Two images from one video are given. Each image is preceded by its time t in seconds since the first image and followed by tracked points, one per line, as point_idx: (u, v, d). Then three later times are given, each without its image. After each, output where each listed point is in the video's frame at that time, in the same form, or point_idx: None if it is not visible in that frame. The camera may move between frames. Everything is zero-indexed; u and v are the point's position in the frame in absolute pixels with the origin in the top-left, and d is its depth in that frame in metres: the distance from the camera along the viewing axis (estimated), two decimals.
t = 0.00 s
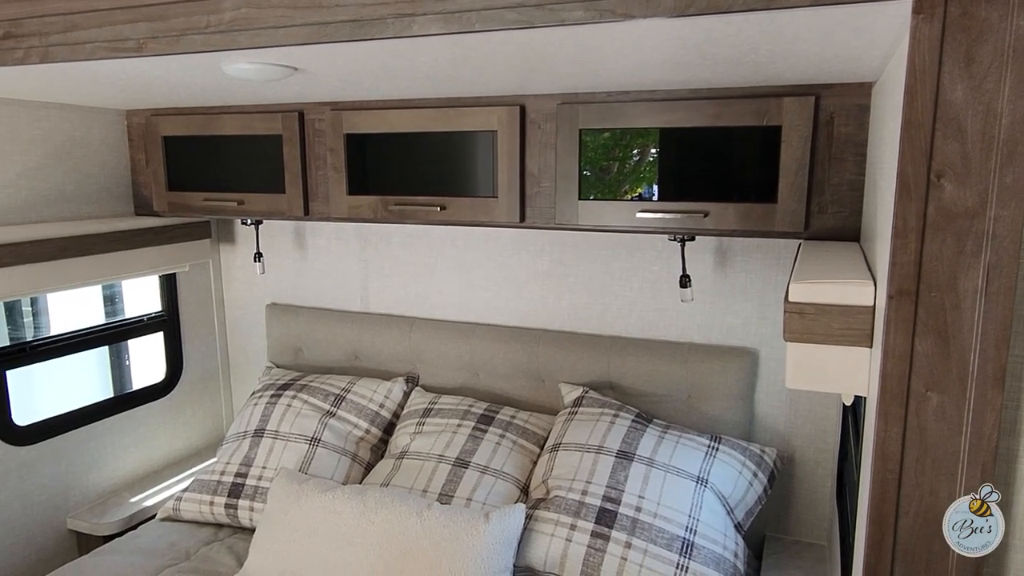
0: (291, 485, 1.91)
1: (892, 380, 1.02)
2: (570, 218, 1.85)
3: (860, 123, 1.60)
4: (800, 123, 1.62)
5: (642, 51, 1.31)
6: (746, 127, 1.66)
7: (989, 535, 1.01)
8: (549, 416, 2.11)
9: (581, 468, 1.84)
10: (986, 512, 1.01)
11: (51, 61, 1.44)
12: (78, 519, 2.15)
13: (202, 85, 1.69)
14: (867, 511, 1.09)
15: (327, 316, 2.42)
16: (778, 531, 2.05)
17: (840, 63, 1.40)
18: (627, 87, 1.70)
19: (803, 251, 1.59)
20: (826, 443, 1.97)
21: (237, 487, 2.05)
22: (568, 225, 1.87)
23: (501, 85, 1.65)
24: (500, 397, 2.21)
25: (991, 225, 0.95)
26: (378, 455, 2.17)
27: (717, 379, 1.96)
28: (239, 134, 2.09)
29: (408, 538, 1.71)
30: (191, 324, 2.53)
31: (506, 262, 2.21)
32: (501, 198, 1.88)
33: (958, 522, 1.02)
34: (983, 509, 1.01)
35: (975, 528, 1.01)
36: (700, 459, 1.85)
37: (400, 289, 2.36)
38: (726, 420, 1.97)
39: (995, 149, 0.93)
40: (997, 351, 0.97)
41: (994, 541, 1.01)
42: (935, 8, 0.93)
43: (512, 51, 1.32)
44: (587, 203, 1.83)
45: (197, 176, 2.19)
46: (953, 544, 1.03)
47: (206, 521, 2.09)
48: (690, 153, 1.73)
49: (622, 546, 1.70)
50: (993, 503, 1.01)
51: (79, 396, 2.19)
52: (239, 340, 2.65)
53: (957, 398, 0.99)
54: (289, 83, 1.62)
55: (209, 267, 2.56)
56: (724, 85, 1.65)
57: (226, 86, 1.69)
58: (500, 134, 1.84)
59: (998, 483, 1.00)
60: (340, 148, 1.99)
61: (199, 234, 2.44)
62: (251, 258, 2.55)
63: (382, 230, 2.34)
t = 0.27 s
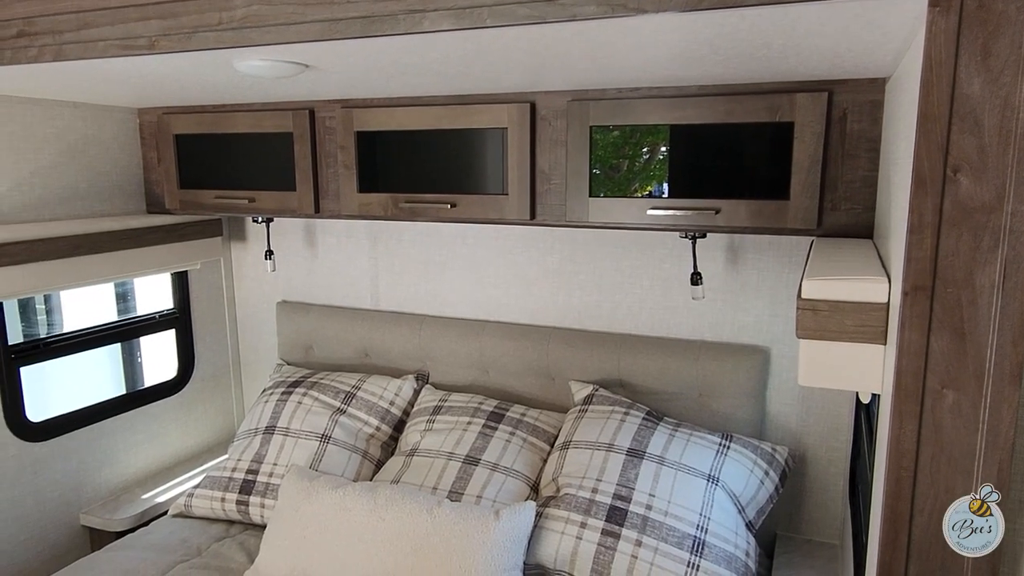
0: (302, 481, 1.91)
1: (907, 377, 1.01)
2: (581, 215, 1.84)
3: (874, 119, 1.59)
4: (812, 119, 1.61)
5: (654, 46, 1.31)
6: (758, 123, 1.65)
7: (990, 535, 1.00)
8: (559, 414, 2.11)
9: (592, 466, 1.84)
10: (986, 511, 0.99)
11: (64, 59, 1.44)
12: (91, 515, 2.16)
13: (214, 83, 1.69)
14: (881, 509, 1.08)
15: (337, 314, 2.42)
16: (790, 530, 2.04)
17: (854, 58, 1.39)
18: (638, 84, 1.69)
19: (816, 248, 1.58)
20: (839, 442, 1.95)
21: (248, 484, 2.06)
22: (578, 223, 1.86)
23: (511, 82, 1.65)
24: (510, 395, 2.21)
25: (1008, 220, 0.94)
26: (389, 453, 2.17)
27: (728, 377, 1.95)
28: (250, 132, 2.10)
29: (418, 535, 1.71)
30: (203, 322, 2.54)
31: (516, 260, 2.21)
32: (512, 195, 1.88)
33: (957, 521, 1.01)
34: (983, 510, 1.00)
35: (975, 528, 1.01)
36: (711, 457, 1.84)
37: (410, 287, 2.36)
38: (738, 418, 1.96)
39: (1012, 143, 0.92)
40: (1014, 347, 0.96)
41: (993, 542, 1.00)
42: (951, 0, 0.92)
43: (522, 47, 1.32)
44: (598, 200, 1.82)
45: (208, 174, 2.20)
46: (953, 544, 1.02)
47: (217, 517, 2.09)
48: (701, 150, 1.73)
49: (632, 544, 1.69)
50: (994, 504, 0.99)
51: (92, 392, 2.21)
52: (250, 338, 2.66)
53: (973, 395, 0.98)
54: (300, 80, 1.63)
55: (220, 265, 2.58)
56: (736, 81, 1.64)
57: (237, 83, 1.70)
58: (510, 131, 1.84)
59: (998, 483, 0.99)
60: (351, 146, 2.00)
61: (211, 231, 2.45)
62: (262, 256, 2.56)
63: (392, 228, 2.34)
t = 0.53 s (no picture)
0: (314, 478, 1.92)
1: (923, 374, 0.99)
2: (592, 212, 1.84)
3: (888, 114, 1.57)
4: (826, 114, 1.59)
5: (666, 41, 1.30)
6: (771, 119, 1.64)
7: (989, 535, 0.99)
8: (570, 412, 2.10)
9: (603, 463, 1.83)
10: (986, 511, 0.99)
11: (78, 57, 1.45)
12: (104, 510, 2.18)
13: (226, 80, 1.70)
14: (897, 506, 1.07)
15: (348, 311, 2.42)
16: (802, 529, 2.02)
17: (869, 53, 1.38)
18: (650, 79, 1.69)
19: (830, 244, 1.57)
20: (852, 440, 1.94)
21: (260, 480, 2.07)
22: (590, 220, 1.86)
23: (523, 78, 1.65)
24: (521, 392, 2.20)
25: None
26: (400, 450, 2.17)
27: (741, 374, 1.94)
28: (262, 130, 2.10)
29: (430, 532, 1.71)
30: (215, 319, 2.55)
31: (527, 257, 2.20)
32: (523, 192, 1.87)
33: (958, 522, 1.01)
34: (983, 509, 0.99)
35: (975, 528, 1.00)
36: (723, 455, 1.83)
37: (420, 284, 2.36)
38: (750, 416, 1.95)
39: None
40: None
41: (993, 542, 0.99)
42: None
43: (534, 43, 1.32)
44: (610, 197, 1.82)
45: (220, 172, 2.21)
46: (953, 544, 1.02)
47: (230, 513, 2.10)
48: (713, 147, 1.71)
49: (644, 541, 1.69)
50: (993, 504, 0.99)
51: (105, 389, 2.22)
52: (261, 335, 2.67)
53: (991, 392, 0.97)
54: (312, 77, 1.63)
55: (232, 262, 2.59)
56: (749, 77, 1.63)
57: (249, 81, 1.70)
58: (521, 128, 1.84)
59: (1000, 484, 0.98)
60: (362, 143, 2.00)
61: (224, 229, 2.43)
62: (274, 253, 2.57)
63: (403, 226, 2.35)
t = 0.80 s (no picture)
0: (325, 474, 1.92)
1: (940, 371, 0.98)
2: (603, 209, 1.83)
3: (903, 110, 1.56)
4: (840, 110, 1.58)
5: (679, 36, 1.29)
6: (784, 114, 1.63)
7: (989, 535, 1.00)
8: (581, 409, 2.10)
9: (614, 461, 1.83)
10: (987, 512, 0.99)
11: (92, 54, 1.46)
12: (118, 506, 2.19)
13: (238, 77, 1.70)
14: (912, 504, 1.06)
15: (359, 308, 2.43)
16: (815, 527, 2.01)
17: (884, 47, 1.37)
18: (662, 75, 1.68)
19: (843, 240, 1.56)
20: (865, 438, 1.93)
21: (272, 477, 2.07)
22: (601, 216, 1.85)
23: (534, 74, 1.64)
24: (531, 389, 2.20)
25: None
26: (411, 447, 2.17)
27: (753, 372, 1.93)
28: (274, 127, 2.11)
29: (441, 529, 1.71)
30: (226, 316, 2.56)
31: (537, 254, 2.20)
32: (534, 188, 1.87)
33: (959, 522, 1.00)
34: (983, 509, 0.99)
35: (975, 528, 1.00)
36: (735, 452, 1.82)
37: (431, 281, 2.36)
38: (762, 414, 1.94)
39: None
40: None
41: (994, 542, 0.99)
42: None
43: (545, 38, 1.31)
44: (621, 193, 1.81)
45: (232, 169, 2.22)
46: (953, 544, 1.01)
47: (241, 509, 2.11)
48: (725, 143, 1.70)
49: (655, 539, 1.69)
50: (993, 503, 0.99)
51: (118, 386, 2.24)
52: (273, 332, 2.68)
53: (1009, 388, 0.96)
54: (323, 74, 1.63)
55: (243, 259, 2.60)
56: (762, 72, 1.62)
57: (261, 77, 1.71)
58: (533, 124, 1.83)
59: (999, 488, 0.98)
60: (373, 140, 2.00)
61: (236, 226, 2.44)
62: (285, 251, 2.58)
63: (414, 223, 2.35)
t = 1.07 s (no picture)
0: (334, 471, 1.92)
1: (955, 367, 0.97)
2: (613, 206, 1.82)
3: (916, 105, 1.55)
4: (852, 105, 1.57)
5: (689, 31, 1.29)
6: (795, 110, 1.62)
7: (989, 535, 0.98)
8: (590, 406, 2.09)
9: (622, 458, 1.82)
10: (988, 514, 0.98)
11: (102, 50, 1.46)
12: (128, 501, 2.20)
13: (247, 73, 1.70)
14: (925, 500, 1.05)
15: (367, 305, 2.43)
16: (825, 526, 2.00)
17: (897, 41, 1.36)
18: (672, 71, 1.67)
19: (855, 237, 1.55)
20: (876, 436, 1.91)
21: (280, 473, 2.08)
22: (610, 213, 1.85)
23: (544, 70, 1.64)
24: (540, 386, 2.20)
25: None
26: (419, 444, 2.17)
27: (763, 369, 1.92)
28: (283, 124, 2.11)
29: (450, 525, 1.71)
30: (235, 313, 2.57)
31: (546, 251, 2.19)
32: (543, 185, 1.86)
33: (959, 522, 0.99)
34: (984, 509, 0.98)
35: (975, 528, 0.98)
36: (744, 450, 1.81)
37: (440, 278, 2.36)
38: (772, 411, 1.93)
39: None
40: None
41: (994, 542, 0.98)
42: None
43: (555, 33, 1.31)
44: (631, 189, 1.80)
45: (241, 166, 2.22)
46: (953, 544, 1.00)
47: (250, 505, 2.12)
48: (736, 139, 1.69)
49: (664, 537, 1.68)
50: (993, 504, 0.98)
51: (128, 382, 2.24)
52: (281, 329, 2.69)
53: None
54: (332, 70, 1.63)
55: (252, 256, 2.60)
56: (773, 67, 1.61)
57: (270, 74, 1.71)
58: (542, 120, 1.83)
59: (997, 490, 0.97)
60: (381, 136, 2.00)
61: (245, 223, 2.44)
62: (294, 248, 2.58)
63: (422, 220, 2.35)
